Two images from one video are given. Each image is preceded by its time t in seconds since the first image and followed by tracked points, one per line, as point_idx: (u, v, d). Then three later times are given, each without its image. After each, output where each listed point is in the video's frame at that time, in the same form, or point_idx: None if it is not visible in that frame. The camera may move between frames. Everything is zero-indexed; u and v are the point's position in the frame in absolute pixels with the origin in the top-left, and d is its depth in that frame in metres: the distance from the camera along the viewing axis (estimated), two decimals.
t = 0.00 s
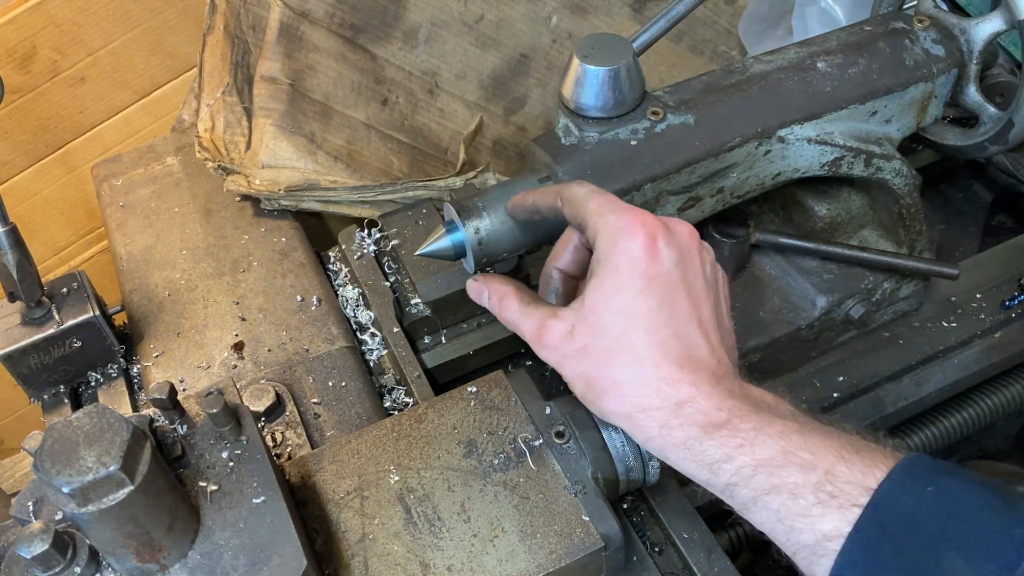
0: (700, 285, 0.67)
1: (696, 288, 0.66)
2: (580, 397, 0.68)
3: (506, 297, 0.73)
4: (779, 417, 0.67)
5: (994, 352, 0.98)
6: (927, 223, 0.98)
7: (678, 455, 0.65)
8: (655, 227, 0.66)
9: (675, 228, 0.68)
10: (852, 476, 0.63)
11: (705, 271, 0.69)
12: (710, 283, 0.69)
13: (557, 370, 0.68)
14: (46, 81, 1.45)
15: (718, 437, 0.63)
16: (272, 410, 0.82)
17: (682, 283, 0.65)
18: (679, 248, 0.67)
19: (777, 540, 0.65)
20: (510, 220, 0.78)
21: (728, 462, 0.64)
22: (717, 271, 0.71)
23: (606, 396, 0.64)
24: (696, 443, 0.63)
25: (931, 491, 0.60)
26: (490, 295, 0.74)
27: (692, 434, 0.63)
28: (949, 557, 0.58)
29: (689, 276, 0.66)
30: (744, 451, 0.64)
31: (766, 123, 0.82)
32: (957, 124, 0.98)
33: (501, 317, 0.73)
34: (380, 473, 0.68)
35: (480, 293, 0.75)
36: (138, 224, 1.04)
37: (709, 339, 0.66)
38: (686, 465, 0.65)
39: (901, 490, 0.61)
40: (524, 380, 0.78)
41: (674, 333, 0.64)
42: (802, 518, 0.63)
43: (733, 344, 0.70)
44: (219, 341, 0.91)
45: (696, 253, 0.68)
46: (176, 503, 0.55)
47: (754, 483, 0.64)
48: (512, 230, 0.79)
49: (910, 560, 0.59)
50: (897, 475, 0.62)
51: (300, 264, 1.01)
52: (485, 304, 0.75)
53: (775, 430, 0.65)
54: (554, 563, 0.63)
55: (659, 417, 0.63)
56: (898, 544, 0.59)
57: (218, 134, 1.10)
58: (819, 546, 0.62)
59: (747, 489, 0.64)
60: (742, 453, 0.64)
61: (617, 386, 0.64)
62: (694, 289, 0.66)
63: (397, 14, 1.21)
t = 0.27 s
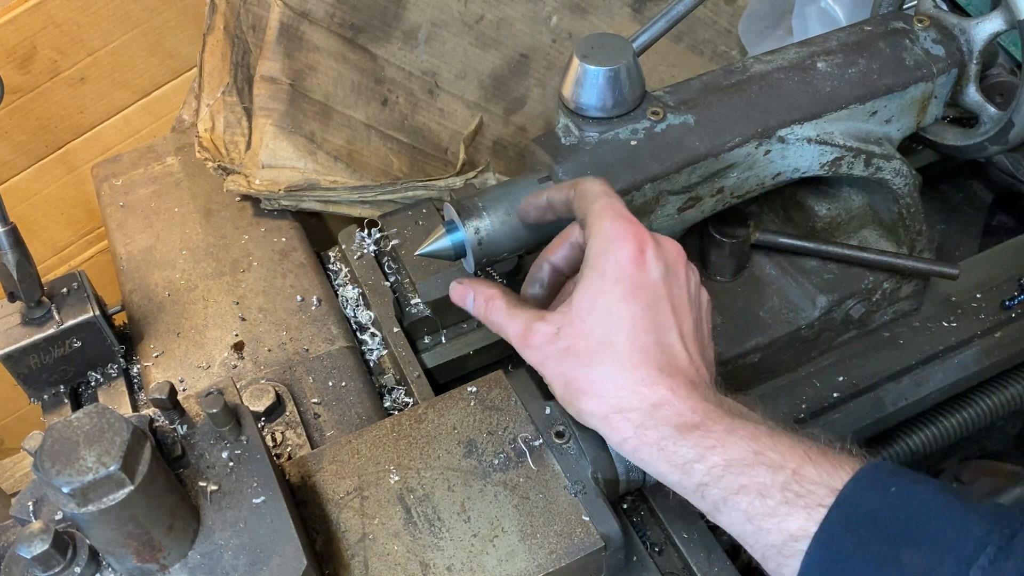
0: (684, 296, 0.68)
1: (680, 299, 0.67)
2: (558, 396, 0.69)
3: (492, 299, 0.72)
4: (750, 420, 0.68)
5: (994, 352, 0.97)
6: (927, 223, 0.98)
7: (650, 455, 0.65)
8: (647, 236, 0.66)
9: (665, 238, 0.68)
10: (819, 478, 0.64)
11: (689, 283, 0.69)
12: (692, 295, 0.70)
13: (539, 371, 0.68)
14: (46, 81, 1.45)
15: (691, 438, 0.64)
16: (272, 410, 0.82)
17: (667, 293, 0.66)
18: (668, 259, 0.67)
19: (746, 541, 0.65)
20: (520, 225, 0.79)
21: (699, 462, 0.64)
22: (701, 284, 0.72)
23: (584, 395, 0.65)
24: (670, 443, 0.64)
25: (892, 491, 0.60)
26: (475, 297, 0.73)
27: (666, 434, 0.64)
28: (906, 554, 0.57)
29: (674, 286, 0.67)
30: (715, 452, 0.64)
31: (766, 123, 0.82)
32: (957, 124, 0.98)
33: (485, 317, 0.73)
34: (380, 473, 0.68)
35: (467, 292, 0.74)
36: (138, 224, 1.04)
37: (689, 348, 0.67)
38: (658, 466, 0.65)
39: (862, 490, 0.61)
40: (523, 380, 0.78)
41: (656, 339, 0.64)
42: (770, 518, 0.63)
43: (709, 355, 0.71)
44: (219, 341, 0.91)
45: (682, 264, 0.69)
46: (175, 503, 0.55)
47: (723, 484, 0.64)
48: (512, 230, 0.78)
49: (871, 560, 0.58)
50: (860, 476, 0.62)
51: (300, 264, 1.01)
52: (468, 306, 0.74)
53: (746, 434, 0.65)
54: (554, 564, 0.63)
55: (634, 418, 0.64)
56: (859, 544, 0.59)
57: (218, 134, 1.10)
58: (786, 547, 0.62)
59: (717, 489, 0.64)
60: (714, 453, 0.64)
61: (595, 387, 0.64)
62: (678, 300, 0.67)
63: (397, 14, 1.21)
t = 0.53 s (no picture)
0: (688, 312, 0.68)
1: (684, 315, 0.67)
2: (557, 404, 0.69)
3: (491, 304, 0.72)
4: (747, 431, 0.68)
5: (994, 352, 0.97)
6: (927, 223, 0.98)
7: (646, 464, 0.65)
8: (655, 249, 0.66)
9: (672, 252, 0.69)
10: (814, 488, 0.63)
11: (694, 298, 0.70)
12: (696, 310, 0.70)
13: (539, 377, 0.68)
14: (46, 81, 1.45)
15: (687, 446, 0.64)
16: (272, 410, 0.82)
17: (673, 307, 0.66)
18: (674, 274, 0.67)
19: (741, 553, 0.65)
20: (538, 215, 0.79)
21: (696, 471, 0.64)
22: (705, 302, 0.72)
23: (583, 403, 0.65)
24: (667, 451, 0.64)
25: (887, 501, 0.60)
26: (473, 302, 0.73)
27: (663, 443, 0.64)
28: (904, 565, 0.57)
29: (680, 301, 0.67)
30: (712, 461, 0.64)
31: (766, 123, 0.82)
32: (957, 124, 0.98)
33: (484, 322, 0.73)
34: (380, 473, 0.68)
35: (462, 300, 0.74)
36: (138, 224, 1.04)
37: (690, 362, 0.67)
38: (654, 475, 0.65)
39: (856, 501, 0.60)
40: (523, 380, 0.78)
41: (658, 352, 0.65)
42: (765, 528, 0.63)
43: (708, 371, 0.72)
44: (219, 341, 0.91)
45: (689, 279, 0.69)
46: (175, 503, 0.55)
47: (719, 493, 0.64)
48: (512, 230, 0.78)
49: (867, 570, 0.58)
50: (855, 487, 0.62)
51: (300, 264, 1.01)
52: (463, 310, 0.74)
53: (742, 444, 0.65)
54: (555, 564, 0.63)
55: (632, 427, 0.64)
56: (856, 556, 0.59)
57: (218, 134, 1.10)
58: (781, 557, 0.62)
59: (713, 498, 0.64)
60: (710, 463, 0.64)
61: (595, 395, 0.65)
62: (682, 316, 0.67)
63: (397, 14, 1.21)
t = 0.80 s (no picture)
0: (674, 318, 0.69)
1: (670, 319, 0.68)
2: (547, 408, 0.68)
3: (482, 318, 0.72)
4: (731, 430, 0.68)
5: (994, 352, 0.97)
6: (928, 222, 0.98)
7: (631, 463, 0.64)
8: (641, 254, 0.67)
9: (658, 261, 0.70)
10: (796, 484, 0.63)
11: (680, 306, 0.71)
12: (682, 318, 0.71)
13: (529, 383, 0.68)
14: (46, 81, 1.45)
15: (673, 442, 0.63)
16: (272, 410, 0.82)
17: (659, 310, 0.67)
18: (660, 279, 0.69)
19: (723, 550, 0.64)
20: (526, 224, 0.78)
21: (681, 466, 0.64)
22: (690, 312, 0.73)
23: (573, 403, 0.65)
24: (653, 448, 0.64)
25: (867, 498, 0.60)
26: (463, 316, 0.73)
27: (648, 439, 0.64)
28: (883, 559, 0.57)
29: (666, 306, 0.68)
30: (697, 456, 0.64)
31: (766, 124, 0.82)
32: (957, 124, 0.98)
33: (475, 336, 0.72)
34: (380, 473, 0.68)
35: (452, 315, 0.73)
36: (138, 224, 1.04)
37: (677, 365, 0.67)
38: (642, 471, 0.64)
39: (837, 497, 0.61)
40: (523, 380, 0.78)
41: (646, 352, 0.65)
42: (748, 524, 0.62)
43: (694, 380, 0.72)
44: (219, 341, 0.91)
45: (674, 286, 0.70)
46: (176, 503, 0.55)
47: (704, 489, 0.64)
48: (512, 230, 0.78)
49: (847, 564, 0.58)
50: (836, 484, 0.62)
51: (300, 264, 1.01)
52: (454, 326, 0.73)
53: (724, 440, 0.66)
54: (555, 564, 0.63)
55: (621, 425, 0.64)
56: (836, 550, 0.59)
57: (218, 134, 1.10)
58: (764, 554, 0.62)
59: (697, 494, 0.64)
60: (695, 458, 0.64)
61: (584, 394, 0.65)
62: (669, 319, 0.68)
63: (397, 14, 1.21)
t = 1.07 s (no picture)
0: (676, 314, 0.68)
1: (672, 314, 0.68)
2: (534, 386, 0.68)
3: (479, 286, 0.70)
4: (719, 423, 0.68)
5: (995, 352, 0.97)
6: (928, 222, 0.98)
7: (617, 452, 0.64)
8: (652, 247, 0.66)
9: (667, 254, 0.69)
10: (783, 476, 0.63)
11: (683, 301, 0.70)
12: (682, 314, 0.70)
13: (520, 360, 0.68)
14: (46, 81, 1.45)
15: (660, 435, 0.63)
16: (272, 410, 0.82)
17: (662, 306, 0.66)
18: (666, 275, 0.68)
19: (706, 542, 0.64)
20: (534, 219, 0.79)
21: (667, 458, 0.64)
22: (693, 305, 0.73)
23: (562, 388, 0.65)
24: (639, 439, 0.64)
25: (853, 491, 0.60)
26: (461, 284, 0.71)
27: (635, 431, 0.63)
28: (868, 552, 0.57)
29: (670, 302, 0.67)
30: (684, 447, 0.64)
31: (766, 124, 0.83)
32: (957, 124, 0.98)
33: (471, 306, 0.70)
34: (380, 473, 0.68)
35: (451, 280, 0.71)
36: (138, 224, 1.04)
37: (673, 361, 0.67)
38: (626, 462, 0.64)
39: (823, 491, 0.61)
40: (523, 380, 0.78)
41: (642, 345, 0.65)
42: (733, 516, 0.62)
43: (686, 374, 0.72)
44: (219, 341, 0.91)
45: (678, 282, 0.69)
46: (176, 503, 0.55)
47: (689, 480, 0.64)
48: (512, 230, 0.78)
49: (832, 557, 0.58)
50: (822, 476, 0.62)
51: (300, 264, 1.01)
52: (451, 291, 0.71)
53: (713, 433, 0.65)
54: (555, 564, 0.63)
55: (609, 414, 0.64)
56: (821, 543, 0.59)
57: (218, 134, 1.10)
58: (748, 547, 0.62)
59: (682, 486, 0.64)
60: (682, 449, 0.64)
61: (575, 380, 0.64)
62: (669, 316, 0.67)
63: (397, 14, 1.21)
